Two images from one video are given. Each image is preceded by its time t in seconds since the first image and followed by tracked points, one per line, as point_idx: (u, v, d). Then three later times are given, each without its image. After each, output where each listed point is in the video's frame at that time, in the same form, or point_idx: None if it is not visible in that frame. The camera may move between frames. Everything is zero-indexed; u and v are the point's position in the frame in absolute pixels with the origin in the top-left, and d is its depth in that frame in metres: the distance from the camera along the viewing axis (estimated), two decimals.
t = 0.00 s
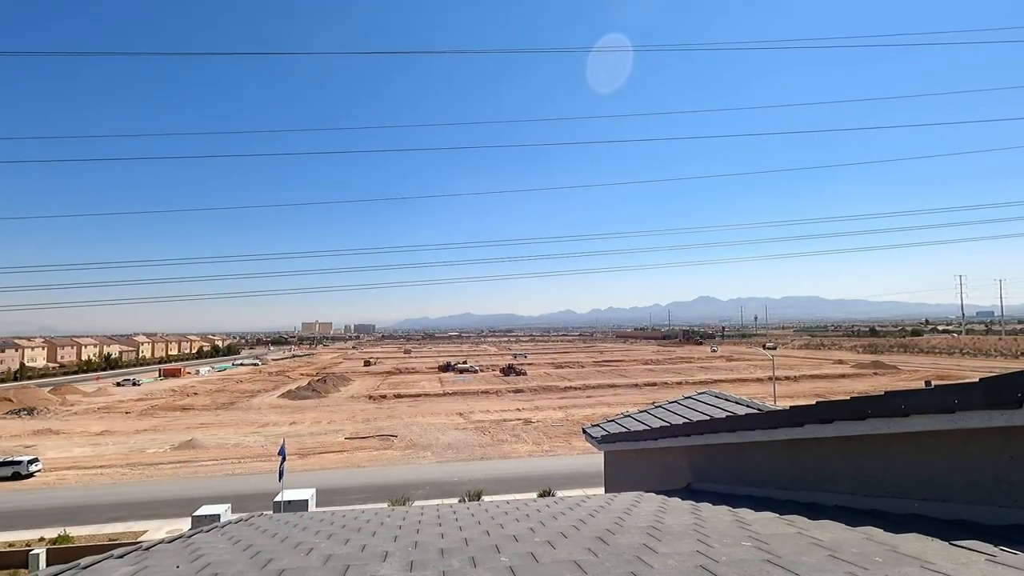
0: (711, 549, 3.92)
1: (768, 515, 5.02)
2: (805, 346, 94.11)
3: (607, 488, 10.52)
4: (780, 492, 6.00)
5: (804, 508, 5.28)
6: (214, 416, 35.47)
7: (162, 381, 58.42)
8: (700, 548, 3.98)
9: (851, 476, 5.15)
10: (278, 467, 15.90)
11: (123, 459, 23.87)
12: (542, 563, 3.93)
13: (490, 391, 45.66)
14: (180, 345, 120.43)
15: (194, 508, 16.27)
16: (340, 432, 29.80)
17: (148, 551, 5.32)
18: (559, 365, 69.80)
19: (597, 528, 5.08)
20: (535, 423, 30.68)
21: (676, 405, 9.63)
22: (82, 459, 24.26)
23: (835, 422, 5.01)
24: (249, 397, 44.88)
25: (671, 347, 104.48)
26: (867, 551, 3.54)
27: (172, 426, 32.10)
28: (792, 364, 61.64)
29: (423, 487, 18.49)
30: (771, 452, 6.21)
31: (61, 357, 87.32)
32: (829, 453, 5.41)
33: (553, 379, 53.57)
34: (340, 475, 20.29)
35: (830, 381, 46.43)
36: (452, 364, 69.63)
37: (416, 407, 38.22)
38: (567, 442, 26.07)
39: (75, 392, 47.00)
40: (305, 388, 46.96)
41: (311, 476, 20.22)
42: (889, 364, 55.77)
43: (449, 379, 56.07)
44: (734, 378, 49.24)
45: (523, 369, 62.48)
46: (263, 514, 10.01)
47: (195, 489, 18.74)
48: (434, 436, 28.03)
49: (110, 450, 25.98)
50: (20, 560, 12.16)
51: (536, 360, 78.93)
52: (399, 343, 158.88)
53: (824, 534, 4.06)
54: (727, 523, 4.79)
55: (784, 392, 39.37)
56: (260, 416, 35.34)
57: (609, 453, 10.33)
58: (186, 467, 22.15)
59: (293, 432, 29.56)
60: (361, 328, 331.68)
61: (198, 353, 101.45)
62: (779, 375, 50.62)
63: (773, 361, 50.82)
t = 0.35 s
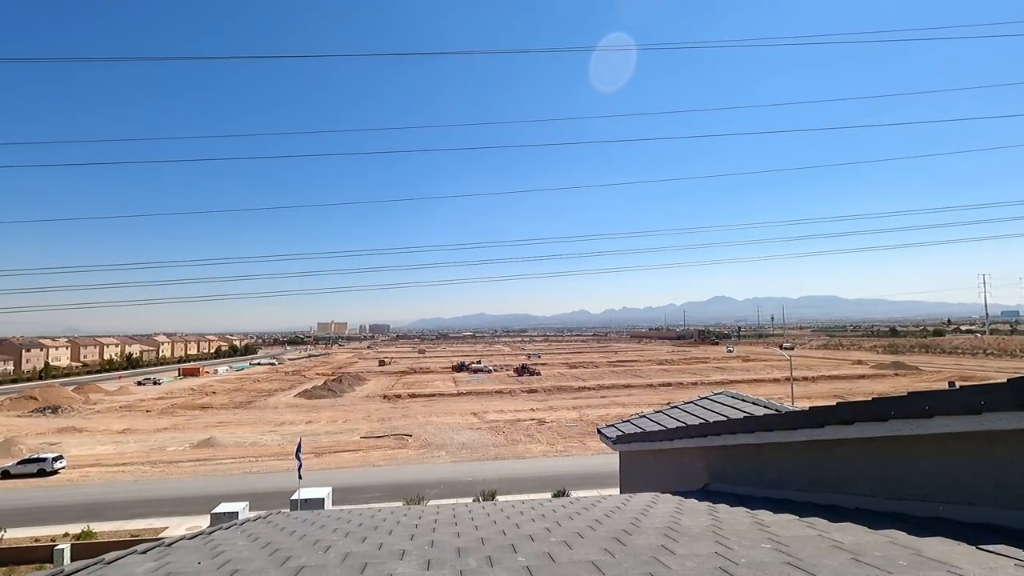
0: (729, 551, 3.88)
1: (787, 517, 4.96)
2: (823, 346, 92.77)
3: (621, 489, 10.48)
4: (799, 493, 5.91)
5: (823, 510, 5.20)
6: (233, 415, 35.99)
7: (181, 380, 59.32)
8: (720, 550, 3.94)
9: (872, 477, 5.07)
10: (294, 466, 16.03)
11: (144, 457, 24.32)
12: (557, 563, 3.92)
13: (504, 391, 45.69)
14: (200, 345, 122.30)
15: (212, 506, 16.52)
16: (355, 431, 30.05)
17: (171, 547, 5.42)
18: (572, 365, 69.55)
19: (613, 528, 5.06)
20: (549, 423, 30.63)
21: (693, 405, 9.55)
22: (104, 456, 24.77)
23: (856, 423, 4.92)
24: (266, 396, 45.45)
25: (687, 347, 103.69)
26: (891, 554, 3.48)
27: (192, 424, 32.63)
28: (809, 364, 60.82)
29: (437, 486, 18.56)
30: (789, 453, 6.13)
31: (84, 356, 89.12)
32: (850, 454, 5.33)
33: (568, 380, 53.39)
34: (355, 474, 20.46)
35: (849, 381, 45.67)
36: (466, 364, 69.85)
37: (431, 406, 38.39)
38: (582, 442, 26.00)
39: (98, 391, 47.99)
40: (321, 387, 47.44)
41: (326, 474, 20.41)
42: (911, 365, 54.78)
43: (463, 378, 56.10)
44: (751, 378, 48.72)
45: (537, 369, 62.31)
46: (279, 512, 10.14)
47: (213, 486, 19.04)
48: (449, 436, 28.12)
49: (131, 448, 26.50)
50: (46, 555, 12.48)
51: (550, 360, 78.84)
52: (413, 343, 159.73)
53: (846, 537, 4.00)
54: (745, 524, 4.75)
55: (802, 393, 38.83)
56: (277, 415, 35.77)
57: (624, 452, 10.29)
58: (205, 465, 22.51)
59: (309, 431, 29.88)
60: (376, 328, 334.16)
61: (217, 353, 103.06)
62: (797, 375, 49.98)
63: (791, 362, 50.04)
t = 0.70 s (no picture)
0: (757, 555, 3.82)
1: (814, 520, 4.87)
2: (848, 347, 90.80)
3: (642, 489, 10.40)
4: (826, 497, 5.79)
5: (851, 514, 5.10)
6: (256, 413, 36.62)
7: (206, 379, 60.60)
8: (746, 553, 3.88)
9: (902, 480, 4.95)
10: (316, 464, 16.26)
11: (171, 454, 24.90)
12: (580, 565, 3.90)
13: (522, 390, 45.68)
14: (224, 344, 124.64)
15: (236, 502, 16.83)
16: (375, 430, 30.33)
17: (200, 541, 5.53)
18: (591, 365, 69.24)
19: (636, 530, 5.02)
20: (568, 424, 30.52)
21: (715, 406, 9.44)
22: (133, 452, 25.43)
23: (886, 425, 4.81)
24: (288, 395, 46.16)
25: (707, 347, 102.51)
26: (925, 560, 3.39)
27: (216, 422, 33.32)
28: (834, 365, 59.67)
29: (456, 485, 18.64)
30: (815, 455, 6.02)
31: (113, 355, 91.49)
32: (879, 458, 5.21)
33: (587, 380, 53.16)
34: (375, 472, 20.65)
35: (875, 383, 44.68)
36: (484, 363, 70.06)
37: (450, 406, 38.56)
38: (601, 442, 25.87)
39: (127, 389, 49.28)
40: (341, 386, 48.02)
41: (347, 472, 20.64)
42: (940, 367, 53.35)
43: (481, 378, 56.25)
44: (773, 379, 47.96)
45: (555, 369, 62.16)
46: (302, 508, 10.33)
47: (237, 483, 19.40)
48: (467, 435, 28.20)
49: (159, 445, 27.15)
50: (78, 548, 12.88)
51: (568, 360, 78.66)
52: (432, 343, 160.62)
53: (876, 541, 3.92)
54: (771, 527, 4.68)
55: (826, 394, 38.08)
56: (299, 413, 36.28)
57: (644, 453, 10.23)
58: (229, 462, 22.95)
59: (330, 430, 30.26)
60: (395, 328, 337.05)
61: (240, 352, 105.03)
62: (821, 376, 49.02)
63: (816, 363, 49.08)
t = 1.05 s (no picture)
0: (788, 560, 3.75)
1: (847, 525, 4.74)
2: (882, 347, 88.23)
3: (668, 492, 10.28)
4: (860, 501, 5.63)
5: (886, 519, 4.95)
6: (284, 412, 37.32)
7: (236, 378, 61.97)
8: (777, 558, 3.81)
9: (941, 486, 4.79)
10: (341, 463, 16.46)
11: (202, 451, 25.53)
12: (605, 566, 3.88)
13: (545, 391, 45.54)
14: (252, 344, 127.22)
15: (265, 499, 17.18)
16: (400, 429, 30.63)
17: (232, 536, 5.67)
18: (615, 365, 68.61)
19: (664, 532, 4.95)
20: (592, 424, 30.34)
21: (743, 408, 9.28)
22: (167, 449, 26.17)
23: (924, 428, 4.66)
24: (315, 394, 46.92)
25: (734, 348, 100.73)
26: (965, 568, 3.29)
27: (246, 420, 34.05)
28: (867, 366, 58.03)
29: (480, 485, 18.70)
30: (849, 458, 5.86)
31: (148, 354, 94.21)
32: (917, 462, 5.05)
33: (610, 380, 52.67)
34: (400, 471, 20.86)
35: (910, 385, 43.20)
36: (507, 364, 70.10)
37: (473, 405, 38.68)
38: (625, 444, 25.64)
39: (161, 387, 50.72)
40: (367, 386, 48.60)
41: (373, 471, 20.89)
42: (980, 368, 51.45)
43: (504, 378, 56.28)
44: (803, 380, 46.87)
45: (579, 370, 61.81)
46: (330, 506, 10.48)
47: (267, 480, 19.82)
48: (491, 435, 28.27)
49: (191, 442, 27.88)
50: (115, 540, 13.32)
51: (592, 360, 78.14)
52: (455, 343, 161.27)
53: (913, 548, 3.80)
54: (804, 531, 4.58)
55: (858, 396, 37.05)
56: (325, 412, 36.83)
57: (670, 455, 10.11)
58: (258, 459, 23.45)
59: (356, 429, 30.65)
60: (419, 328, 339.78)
61: (268, 352, 107.07)
62: (852, 378, 47.73)
63: (847, 364, 47.84)
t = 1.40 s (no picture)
0: (821, 567, 3.66)
1: (883, 533, 4.61)
2: (920, 348, 85.24)
3: (696, 495, 10.12)
4: (897, 508, 5.46)
5: (925, 527, 4.79)
6: (313, 410, 38.04)
7: (267, 377, 63.36)
8: (808, 564, 3.74)
9: (982, 493, 4.63)
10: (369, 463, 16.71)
11: (235, 448, 26.22)
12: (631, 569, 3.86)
13: (570, 391, 45.35)
14: (282, 344, 129.91)
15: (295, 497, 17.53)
16: (426, 428, 30.92)
17: (267, 532, 5.82)
18: (640, 366, 67.86)
19: (693, 537, 4.88)
20: (618, 426, 30.11)
21: (773, 410, 9.08)
22: (202, 446, 26.95)
23: (963, 434, 4.51)
24: (343, 393, 47.66)
25: (764, 348, 98.64)
26: None
27: (277, 418, 34.82)
28: (904, 368, 56.17)
29: (505, 485, 18.75)
30: (883, 463, 5.70)
31: (183, 354, 97.08)
32: (957, 467, 4.88)
33: (636, 381, 52.09)
34: (426, 470, 21.06)
35: (950, 388, 41.58)
36: (532, 364, 70.01)
37: (498, 406, 38.77)
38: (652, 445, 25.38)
39: (196, 386, 52.20)
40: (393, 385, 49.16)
41: (399, 470, 21.15)
42: None
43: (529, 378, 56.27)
44: (836, 382, 45.61)
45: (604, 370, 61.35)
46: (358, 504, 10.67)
47: (297, 477, 20.24)
48: (516, 435, 28.31)
49: (225, 439, 28.64)
50: (153, 534, 13.77)
51: (618, 361, 77.51)
52: (480, 343, 161.81)
53: (953, 557, 3.67)
54: (838, 539, 4.46)
55: (894, 399, 35.88)
56: (353, 412, 37.40)
57: (698, 458, 9.97)
58: (288, 457, 23.97)
59: (383, 428, 31.05)
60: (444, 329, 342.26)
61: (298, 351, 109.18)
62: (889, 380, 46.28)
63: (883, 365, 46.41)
